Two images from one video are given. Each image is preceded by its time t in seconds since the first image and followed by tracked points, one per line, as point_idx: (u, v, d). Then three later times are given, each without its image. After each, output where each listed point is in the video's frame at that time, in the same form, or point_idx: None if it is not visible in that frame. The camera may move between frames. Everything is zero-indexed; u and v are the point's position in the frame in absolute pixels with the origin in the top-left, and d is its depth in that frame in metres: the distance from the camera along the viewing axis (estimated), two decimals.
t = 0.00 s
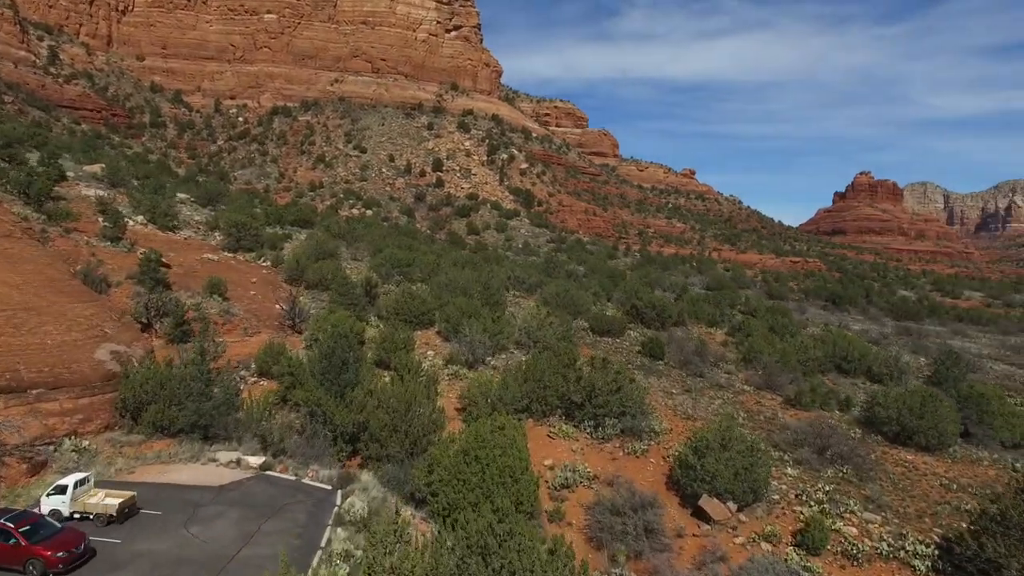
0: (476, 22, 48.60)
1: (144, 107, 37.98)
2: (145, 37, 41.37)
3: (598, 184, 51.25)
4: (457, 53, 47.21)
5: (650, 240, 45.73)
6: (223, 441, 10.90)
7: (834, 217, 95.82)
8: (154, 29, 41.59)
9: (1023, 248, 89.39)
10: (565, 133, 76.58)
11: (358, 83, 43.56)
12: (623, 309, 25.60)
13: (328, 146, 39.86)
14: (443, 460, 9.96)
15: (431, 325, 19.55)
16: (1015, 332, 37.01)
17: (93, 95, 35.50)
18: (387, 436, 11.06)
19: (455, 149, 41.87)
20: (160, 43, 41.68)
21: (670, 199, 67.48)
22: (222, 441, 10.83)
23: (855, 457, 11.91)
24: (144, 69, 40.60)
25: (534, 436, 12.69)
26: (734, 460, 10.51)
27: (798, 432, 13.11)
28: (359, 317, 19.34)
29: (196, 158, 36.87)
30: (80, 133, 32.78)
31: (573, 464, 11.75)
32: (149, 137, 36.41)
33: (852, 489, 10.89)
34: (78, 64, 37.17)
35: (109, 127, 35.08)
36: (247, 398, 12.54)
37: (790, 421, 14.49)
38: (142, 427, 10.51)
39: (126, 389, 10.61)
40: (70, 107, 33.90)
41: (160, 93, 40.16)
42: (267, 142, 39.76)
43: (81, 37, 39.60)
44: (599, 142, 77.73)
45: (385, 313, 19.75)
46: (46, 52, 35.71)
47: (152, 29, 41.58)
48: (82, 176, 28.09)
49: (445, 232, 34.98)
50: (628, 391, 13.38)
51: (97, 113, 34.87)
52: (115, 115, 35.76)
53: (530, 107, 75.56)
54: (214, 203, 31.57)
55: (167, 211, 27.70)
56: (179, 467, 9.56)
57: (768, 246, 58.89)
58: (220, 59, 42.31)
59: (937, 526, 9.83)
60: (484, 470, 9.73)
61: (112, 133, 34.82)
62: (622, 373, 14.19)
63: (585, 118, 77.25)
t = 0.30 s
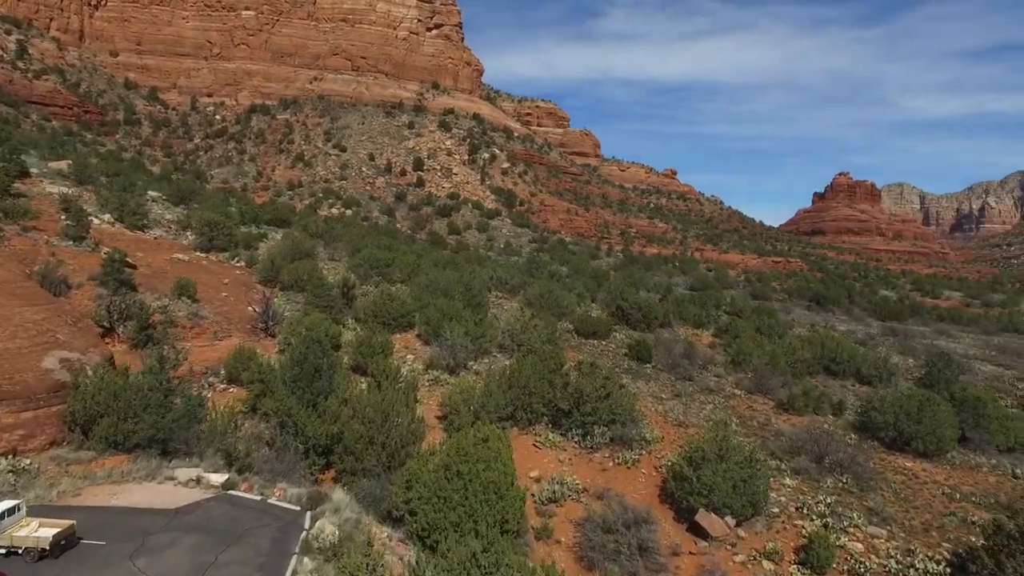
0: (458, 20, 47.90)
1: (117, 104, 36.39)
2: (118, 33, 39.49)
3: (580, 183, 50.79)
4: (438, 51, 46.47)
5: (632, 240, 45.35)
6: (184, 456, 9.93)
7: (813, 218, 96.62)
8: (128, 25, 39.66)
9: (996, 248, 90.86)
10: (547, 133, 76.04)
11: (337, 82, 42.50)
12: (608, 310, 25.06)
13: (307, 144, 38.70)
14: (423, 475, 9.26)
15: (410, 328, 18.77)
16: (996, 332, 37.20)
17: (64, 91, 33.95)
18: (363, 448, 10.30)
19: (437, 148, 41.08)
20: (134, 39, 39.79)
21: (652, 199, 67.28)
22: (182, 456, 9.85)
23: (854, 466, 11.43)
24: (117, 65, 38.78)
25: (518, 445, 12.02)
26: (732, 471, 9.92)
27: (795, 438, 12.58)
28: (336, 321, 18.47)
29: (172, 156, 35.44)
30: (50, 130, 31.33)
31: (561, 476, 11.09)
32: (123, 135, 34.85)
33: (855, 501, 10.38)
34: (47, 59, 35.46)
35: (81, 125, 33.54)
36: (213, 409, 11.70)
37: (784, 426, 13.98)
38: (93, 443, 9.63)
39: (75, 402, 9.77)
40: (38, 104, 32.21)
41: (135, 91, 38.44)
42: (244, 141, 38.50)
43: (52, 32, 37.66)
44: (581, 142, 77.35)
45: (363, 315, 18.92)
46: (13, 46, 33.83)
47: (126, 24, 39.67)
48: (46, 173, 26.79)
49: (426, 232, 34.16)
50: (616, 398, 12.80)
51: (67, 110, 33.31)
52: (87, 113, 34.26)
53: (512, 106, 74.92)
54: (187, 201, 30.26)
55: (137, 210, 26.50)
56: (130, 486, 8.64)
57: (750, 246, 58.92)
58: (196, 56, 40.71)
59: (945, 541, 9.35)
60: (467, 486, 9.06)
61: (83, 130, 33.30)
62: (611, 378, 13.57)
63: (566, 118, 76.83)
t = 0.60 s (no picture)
0: (443, 19, 47.28)
1: (96, 101, 35.07)
2: (97, 29, 38.17)
3: (566, 183, 50.30)
4: (423, 50, 45.81)
5: (619, 240, 44.93)
6: (146, 470, 9.15)
7: (796, 218, 97.13)
8: (107, 21, 38.33)
9: (976, 249, 91.85)
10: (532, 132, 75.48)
11: (321, 80, 41.49)
12: (596, 311, 24.53)
13: (290, 143, 37.50)
14: (404, 490, 8.61)
15: (393, 330, 18.08)
16: (982, 331, 37.24)
17: (39, 87, 32.66)
18: (341, 460, 9.65)
19: (421, 148, 40.39)
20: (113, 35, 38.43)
21: (638, 199, 67.01)
22: (144, 471, 9.07)
23: (856, 474, 10.97)
24: (96, 62, 37.49)
25: (505, 453, 11.42)
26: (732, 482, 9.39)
27: (794, 445, 12.10)
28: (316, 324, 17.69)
29: (152, 155, 34.16)
30: (23, 127, 30.15)
31: (551, 488, 10.50)
32: (101, 133, 33.61)
33: (860, 512, 9.92)
34: (22, 55, 34.11)
35: (56, 122, 32.28)
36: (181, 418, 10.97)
37: (781, 432, 13.50)
38: (44, 459, 8.87)
39: (25, 414, 9.03)
40: (13, 100, 31.14)
41: (114, 88, 37.07)
42: (226, 139, 37.08)
43: (27, 27, 36.41)
44: (566, 142, 76.90)
45: (343, 317, 18.20)
46: None
47: (104, 21, 38.33)
48: (16, 170, 25.75)
49: (410, 231, 33.38)
50: (608, 404, 12.24)
51: (43, 107, 32.12)
52: (64, 111, 33.04)
53: (497, 105, 74.27)
54: (163, 199, 29.15)
55: (110, 208, 25.48)
56: (82, 507, 7.89)
57: (736, 246, 58.84)
58: (177, 54, 39.49)
59: (956, 555, 8.96)
60: (451, 503, 8.43)
61: (60, 128, 32.03)
62: (603, 383, 13.00)
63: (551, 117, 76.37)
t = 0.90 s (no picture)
0: (429, 18, 46.63)
1: (75, 99, 33.92)
2: (76, 24, 37.02)
3: (552, 183, 49.79)
4: (409, 48, 45.10)
5: (605, 240, 44.54)
6: (104, 488, 8.48)
7: (782, 218, 97.54)
8: (86, 17, 37.18)
9: (957, 249, 92.73)
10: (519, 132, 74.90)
11: (306, 78, 40.57)
12: (584, 312, 24.00)
13: (274, 143, 36.55)
14: (384, 507, 7.98)
15: (376, 332, 17.41)
16: (969, 331, 37.25)
17: (15, 83, 31.51)
18: (318, 473, 9.01)
19: (407, 147, 39.72)
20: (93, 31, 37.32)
21: (624, 200, 66.71)
22: (101, 489, 8.40)
23: (861, 483, 10.52)
24: (75, 58, 36.36)
25: (492, 462, 10.84)
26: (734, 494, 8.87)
27: (796, 451, 11.61)
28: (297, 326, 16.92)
29: (134, 153, 33.04)
30: None
31: (543, 500, 9.92)
32: (80, 131, 32.49)
33: (867, 524, 9.46)
34: None
35: (32, 118, 31.13)
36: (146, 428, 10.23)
37: (779, 437, 13.03)
38: None
39: None
40: None
41: (93, 85, 35.86)
42: (209, 138, 35.91)
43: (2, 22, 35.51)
44: (552, 142, 76.42)
45: (324, 320, 17.51)
46: None
47: (83, 16, 37.17)
48: None
49: (395, 231, 32.63)
50: (602, 410, 11.63)
51: (18, 104, 31.02)
52: (41, 107, 31.92)
53: (483, 105, 73.61)
54: (141, 197, 28.12)
55: (84, 206, 24.49)
56: (28, 531, 7.17)
57: (722, 246, 58.74)
58: (159, 51, 38.38)
59: (970, 570, 8.55)
60: (436, 521, 7.83)
61: (36, 125, 30.90)
62: (596, 388, 12.39)
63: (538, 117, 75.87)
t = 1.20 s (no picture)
0: (415, 16, 45.94)
1: (53, 96, 32.79)
2: (54, 21, 36.00)
3: (540, 182, 49.24)
4: (395, 47, 44.34)
5: (593, 240, 44.07)
6: (55, 508, 7.97)
7: (768, 219, 97.81)
8: (65, 14, 36.18)
9: (941, 249, 93.44)
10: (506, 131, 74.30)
11: (291, 77, 39.57)
12: (574, 313, 23.43)
13: (258, 142, 35.56)
14: (364, 526, 7.35)
15: (359, 335, 16.73)
16: (957, 331, 37.21)
17: None
18: (294, 488, 8.32)
19: (393, 146, 39.00)
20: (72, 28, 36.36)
21: (611, 200, 66.32)
22: (52, 512, 7.90)
23: (868, 492, 10.04)
24: (53, 55, 35.26)
25: (480, 473, 10.24)
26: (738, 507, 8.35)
27: (798, 458, 11.13)
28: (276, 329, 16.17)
29: (114, 152, 32.01)
30: None
31: (534, 514, 9.34)
32: (59, 128, 31.38)
33: (877, 538, 8.97)
34: None
35: (6, 115, 30.01)
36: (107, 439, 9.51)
37: (778, 443, 12.55)
38: None
39: None
40: None
41: (73, 82, 34.69)
42: (192, 136, 34.74)
43: None
44: (539, 142, 75.89)
45: (305, 322, 16.80)
46: None
47: (62, 12, 36.15)
48: None
49: (381, 231, 31.88)
50: (595, 416, 11.01)
51: None
52: (18, 104, 30.84)
53: (470, 104, 72.92)
54: (117, 195, 27.12)
55: (57, 205, 23.49)
56: None
57: (710, 246, 58.54)
58: (141, 48, 37.33)
59: None
60: (419, 542, 7.22)
61: (11, 122, 29.81)
62: (588, 392, 11.77)
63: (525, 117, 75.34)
